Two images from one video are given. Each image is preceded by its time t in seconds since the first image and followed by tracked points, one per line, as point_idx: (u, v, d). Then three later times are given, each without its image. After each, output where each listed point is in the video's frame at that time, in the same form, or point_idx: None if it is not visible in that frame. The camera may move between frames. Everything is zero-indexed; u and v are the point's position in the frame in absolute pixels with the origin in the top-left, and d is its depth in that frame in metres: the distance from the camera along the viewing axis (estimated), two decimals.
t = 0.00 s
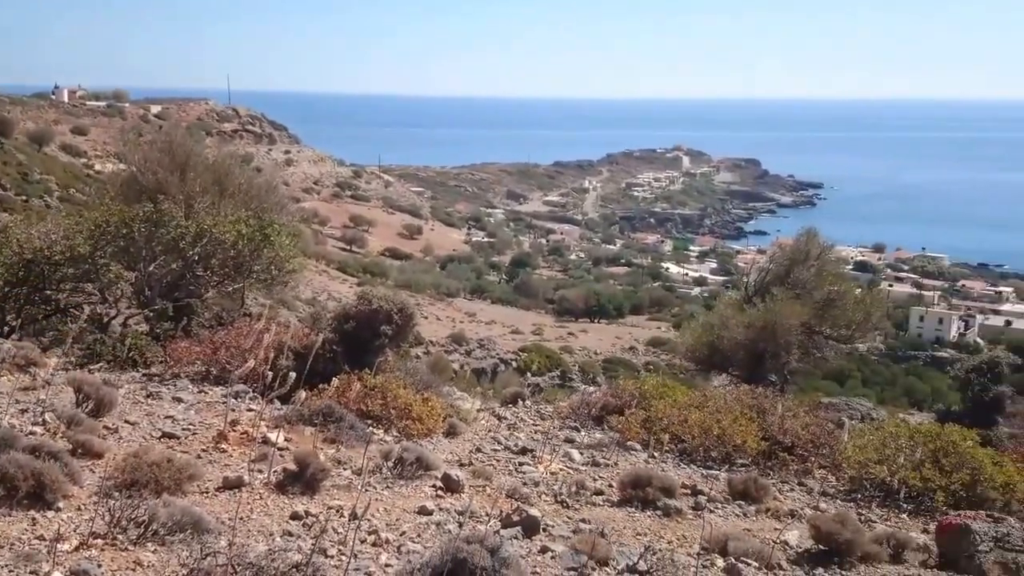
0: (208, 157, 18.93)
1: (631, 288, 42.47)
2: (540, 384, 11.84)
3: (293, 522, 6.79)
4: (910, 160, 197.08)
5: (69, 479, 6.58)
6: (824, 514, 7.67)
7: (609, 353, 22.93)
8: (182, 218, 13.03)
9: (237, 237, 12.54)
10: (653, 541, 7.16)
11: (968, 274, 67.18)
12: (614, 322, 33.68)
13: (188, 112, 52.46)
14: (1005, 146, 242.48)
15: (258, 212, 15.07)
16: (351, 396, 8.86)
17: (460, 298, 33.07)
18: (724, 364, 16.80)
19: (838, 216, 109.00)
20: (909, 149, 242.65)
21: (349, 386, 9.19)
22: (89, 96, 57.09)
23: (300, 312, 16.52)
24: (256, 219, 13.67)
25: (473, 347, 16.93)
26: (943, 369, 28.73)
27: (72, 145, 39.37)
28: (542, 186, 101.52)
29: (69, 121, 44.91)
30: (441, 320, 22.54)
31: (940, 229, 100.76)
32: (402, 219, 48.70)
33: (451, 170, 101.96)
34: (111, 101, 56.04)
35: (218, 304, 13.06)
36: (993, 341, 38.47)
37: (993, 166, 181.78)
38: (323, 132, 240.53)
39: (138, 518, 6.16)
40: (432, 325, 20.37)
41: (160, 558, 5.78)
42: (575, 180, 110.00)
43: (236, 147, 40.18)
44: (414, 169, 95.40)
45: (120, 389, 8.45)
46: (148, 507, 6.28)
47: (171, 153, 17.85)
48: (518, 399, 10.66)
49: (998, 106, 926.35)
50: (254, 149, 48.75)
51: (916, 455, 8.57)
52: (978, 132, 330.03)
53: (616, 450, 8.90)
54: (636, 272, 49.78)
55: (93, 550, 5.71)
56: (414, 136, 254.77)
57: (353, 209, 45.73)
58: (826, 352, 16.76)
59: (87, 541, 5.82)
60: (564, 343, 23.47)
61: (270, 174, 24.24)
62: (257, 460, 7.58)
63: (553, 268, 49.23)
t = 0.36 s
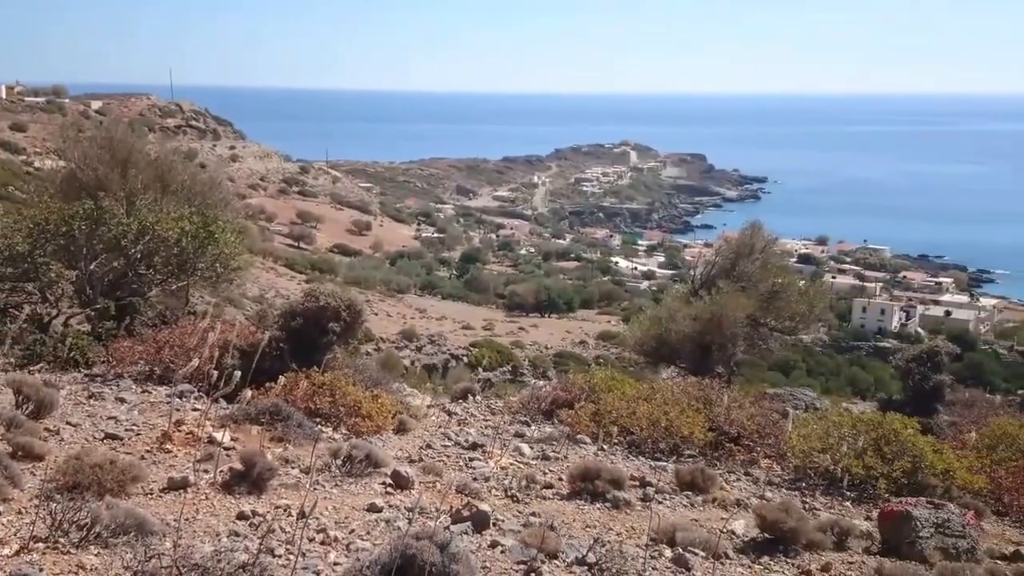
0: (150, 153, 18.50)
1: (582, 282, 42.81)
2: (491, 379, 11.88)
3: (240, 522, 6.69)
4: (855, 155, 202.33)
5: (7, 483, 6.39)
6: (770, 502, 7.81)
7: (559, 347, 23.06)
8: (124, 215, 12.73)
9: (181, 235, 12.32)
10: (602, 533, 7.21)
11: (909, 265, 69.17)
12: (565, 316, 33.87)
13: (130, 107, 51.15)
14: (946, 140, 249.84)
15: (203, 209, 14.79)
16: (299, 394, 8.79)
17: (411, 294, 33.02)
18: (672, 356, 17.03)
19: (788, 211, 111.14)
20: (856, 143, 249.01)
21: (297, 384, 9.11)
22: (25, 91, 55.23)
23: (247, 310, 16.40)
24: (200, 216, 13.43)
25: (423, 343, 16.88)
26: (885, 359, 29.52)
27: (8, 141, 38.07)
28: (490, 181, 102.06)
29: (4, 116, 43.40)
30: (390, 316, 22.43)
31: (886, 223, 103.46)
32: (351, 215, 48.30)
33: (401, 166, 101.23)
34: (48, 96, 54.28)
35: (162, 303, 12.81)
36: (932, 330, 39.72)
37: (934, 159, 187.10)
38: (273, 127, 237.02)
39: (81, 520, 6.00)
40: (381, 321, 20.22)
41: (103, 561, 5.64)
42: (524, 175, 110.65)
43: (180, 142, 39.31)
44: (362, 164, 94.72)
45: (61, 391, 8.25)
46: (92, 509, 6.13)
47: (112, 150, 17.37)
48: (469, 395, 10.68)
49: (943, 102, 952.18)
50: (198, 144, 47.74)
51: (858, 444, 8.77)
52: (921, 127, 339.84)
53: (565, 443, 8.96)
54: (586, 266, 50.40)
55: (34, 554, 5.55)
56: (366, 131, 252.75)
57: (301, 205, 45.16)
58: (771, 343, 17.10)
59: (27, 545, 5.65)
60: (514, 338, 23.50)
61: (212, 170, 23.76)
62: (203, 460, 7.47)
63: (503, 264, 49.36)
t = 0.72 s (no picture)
0: (87, 149, 18.00)
1: (530, 277, 43.05)
2: (440, 376, 11.90)
3: (183, 524, 6.57)
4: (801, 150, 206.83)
5: None
6: (714, 493, 7.94)
7: (509, 343, 23.14)
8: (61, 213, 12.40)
9: (121, 233, 12.09)
10: (550, 526, 7.24)
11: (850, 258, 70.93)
12: (515, 311, 33.98)
13: (67, 101, 49.61)
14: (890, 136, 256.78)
15: (142, 206, 14.47)
16: (244, 394, 8.71)
17: (359, 291, 32.86)
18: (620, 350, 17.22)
19: (737, 207, 112.95)
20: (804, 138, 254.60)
21: (241, 382, 9.03)
22: None
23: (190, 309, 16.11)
24: (140, 213, 13.16)
25: (371, 340, 16.77)
26: (826, 350, 30.25)
27: None
28: (438, 177, 101.90)
29: None
30: (337, 314, 22.26)
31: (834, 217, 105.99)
32: (297, 212, 47.80)
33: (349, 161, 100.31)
34: None
35: (101, 302, 12.56)
36: (871, 321, 40.94)
37: (878, 155, 192.31)
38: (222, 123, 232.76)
39: (19, 524, 5.83)
40: (328, 318, 20.05)
41: (41, 565, 5.49)
42: (472, 170, 110.71)
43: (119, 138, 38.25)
44: (309, 160, 93.68)
45: None
46: (30, 513, 5.97)
47: (48, 146, 16.81)
48: (417, 392, 10.68)
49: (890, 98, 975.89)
50: (138, 140, 46.55)
51: (800, 434, 8.96)
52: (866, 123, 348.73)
53: (514, 439, 9.00)
54: (535, 261, 50.86)
55: None
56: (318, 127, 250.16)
57: (245, 201, 44.52)
58: (716, 336, 17.39)
59: None
60: (464, 334, 23.47)
61: (152, 165, 23.19)
62: (145, 462, 7.33)
63: (452, 259, 49.36)
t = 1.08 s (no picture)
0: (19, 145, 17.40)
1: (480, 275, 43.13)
2: (388, 374, 11.86)
3: (122, 528, 6.39)
4: (749, 146, 210.78)
5: None
6: (659, 485, 8.03)
7: (458, 340, 23.12)
8: None
9: (56, 232, 11.78)
10: (497, 522, 7.22)
11: (790, 252, 72.60)
12: (465, 308, 34.03)
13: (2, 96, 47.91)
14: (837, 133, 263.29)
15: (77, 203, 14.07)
16: (185, 395, 8.58)
17: (306, 289, 32.58)
18: (569, 346, 17.33)
19: (688, 204, 114.29)
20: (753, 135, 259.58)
21: (183, 383, 8.90)
22: None
23: (131, 310, 15.76)
24: (75, 211, 12.80)
25: (318, 340, 16.56)
26: (769, 343, 30.89)
27: None
28: (386, 173, 101.38)
29: None
30: (283, 312, 21.99)
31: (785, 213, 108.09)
32: (241, 209, 47.19)
33: (295, 158, 99.13)
34: None
35: (35, 303, 12.22)
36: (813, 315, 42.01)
37: (824, 151, 196.80)
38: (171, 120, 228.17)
39: None
40: (273, 318, 19.84)
41: None
42: (420, 167, 110.34)
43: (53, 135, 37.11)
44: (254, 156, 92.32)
45: None
46: None
47: None
48: (364, 390, 10.64)
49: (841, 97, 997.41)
50: (75, 136, 45.20)
51: (743, 426, 9.12)
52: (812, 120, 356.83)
53: (462, 436, 9.00)
54: (484, 258, 51.07)
55: None
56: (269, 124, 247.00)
57: (187, 199, 43.78)
58: (661, 330, 17.61)
59: None
60: (413, 332, 23.37)
61: (90, 162, 22.54)
62: (82, 466, 7.15)
63: (401, 257, 49.21)
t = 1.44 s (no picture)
0: None
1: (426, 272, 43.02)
2: (333, 373, 11.75)
3: (56, 535, 6.18)
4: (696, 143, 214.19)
5: None
6: (606, 479, 8.08)
7: (405, 338, 23.00)
8: None
9: None
10: (444, 519, 7.17)
11: (732, 248, 73.95)
12: (412, 306, 33.94)
13: None
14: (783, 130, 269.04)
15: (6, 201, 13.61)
16: (123, 397, 8.39)
17: (248, 288, 32.12)
18: (517, 342, 17.38)
19: (636, 202, 115.45)
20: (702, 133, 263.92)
21: (119, 385, 8.71)
22: None
23: (65, 311, 15.50)
24: (6, 209, 12.39)
25: (262, 340, 16.59)
26: (713, 337, 31.43)
27: None
28: (330, 170, 100.46)
29: None
30: (225, 313, 21.61)
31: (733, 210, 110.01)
32: (179, 207, 46.25)
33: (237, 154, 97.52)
34: None
35: None
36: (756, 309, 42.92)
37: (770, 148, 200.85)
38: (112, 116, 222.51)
39: None
40: (214, 317, 19.50)
41: None
42: (365, 163, 109.53)
43: None
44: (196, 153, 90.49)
45: None
46: None
47: None
48: (309, 390, 10.53)
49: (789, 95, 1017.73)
50: (6, 133, 43.72)
51: (687, 419, 9.23)
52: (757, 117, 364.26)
53: (409, 434, 8.96)
54: (431, 255, 51.02)
55: None
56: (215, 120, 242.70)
57: (125, 197, 42.76)
58: (608, 325, 17.74)
59: None
60: (359, 331, 23.17)
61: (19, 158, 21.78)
62: (13, 472, 6.92)
63: (347, 255, 48.86)
